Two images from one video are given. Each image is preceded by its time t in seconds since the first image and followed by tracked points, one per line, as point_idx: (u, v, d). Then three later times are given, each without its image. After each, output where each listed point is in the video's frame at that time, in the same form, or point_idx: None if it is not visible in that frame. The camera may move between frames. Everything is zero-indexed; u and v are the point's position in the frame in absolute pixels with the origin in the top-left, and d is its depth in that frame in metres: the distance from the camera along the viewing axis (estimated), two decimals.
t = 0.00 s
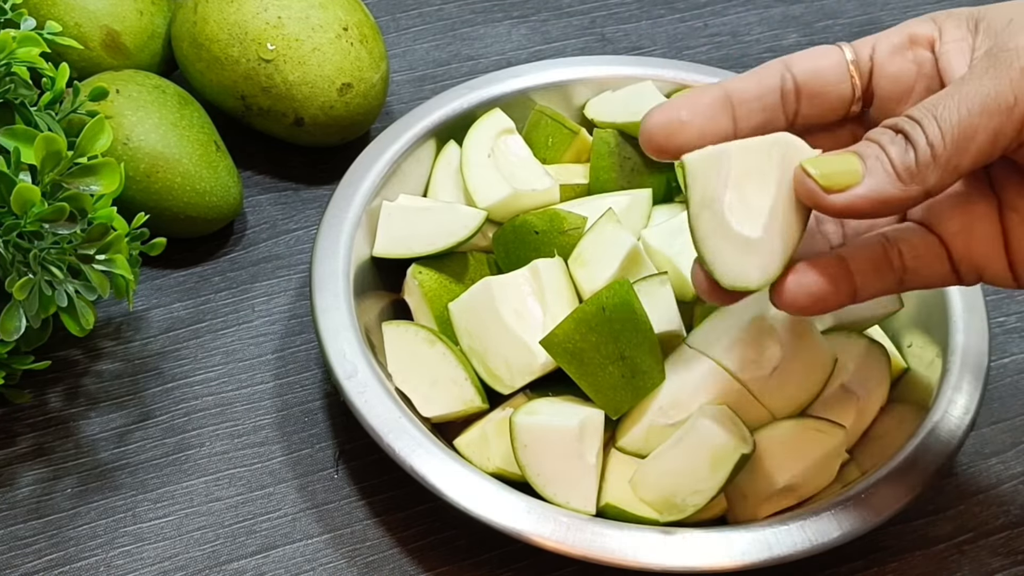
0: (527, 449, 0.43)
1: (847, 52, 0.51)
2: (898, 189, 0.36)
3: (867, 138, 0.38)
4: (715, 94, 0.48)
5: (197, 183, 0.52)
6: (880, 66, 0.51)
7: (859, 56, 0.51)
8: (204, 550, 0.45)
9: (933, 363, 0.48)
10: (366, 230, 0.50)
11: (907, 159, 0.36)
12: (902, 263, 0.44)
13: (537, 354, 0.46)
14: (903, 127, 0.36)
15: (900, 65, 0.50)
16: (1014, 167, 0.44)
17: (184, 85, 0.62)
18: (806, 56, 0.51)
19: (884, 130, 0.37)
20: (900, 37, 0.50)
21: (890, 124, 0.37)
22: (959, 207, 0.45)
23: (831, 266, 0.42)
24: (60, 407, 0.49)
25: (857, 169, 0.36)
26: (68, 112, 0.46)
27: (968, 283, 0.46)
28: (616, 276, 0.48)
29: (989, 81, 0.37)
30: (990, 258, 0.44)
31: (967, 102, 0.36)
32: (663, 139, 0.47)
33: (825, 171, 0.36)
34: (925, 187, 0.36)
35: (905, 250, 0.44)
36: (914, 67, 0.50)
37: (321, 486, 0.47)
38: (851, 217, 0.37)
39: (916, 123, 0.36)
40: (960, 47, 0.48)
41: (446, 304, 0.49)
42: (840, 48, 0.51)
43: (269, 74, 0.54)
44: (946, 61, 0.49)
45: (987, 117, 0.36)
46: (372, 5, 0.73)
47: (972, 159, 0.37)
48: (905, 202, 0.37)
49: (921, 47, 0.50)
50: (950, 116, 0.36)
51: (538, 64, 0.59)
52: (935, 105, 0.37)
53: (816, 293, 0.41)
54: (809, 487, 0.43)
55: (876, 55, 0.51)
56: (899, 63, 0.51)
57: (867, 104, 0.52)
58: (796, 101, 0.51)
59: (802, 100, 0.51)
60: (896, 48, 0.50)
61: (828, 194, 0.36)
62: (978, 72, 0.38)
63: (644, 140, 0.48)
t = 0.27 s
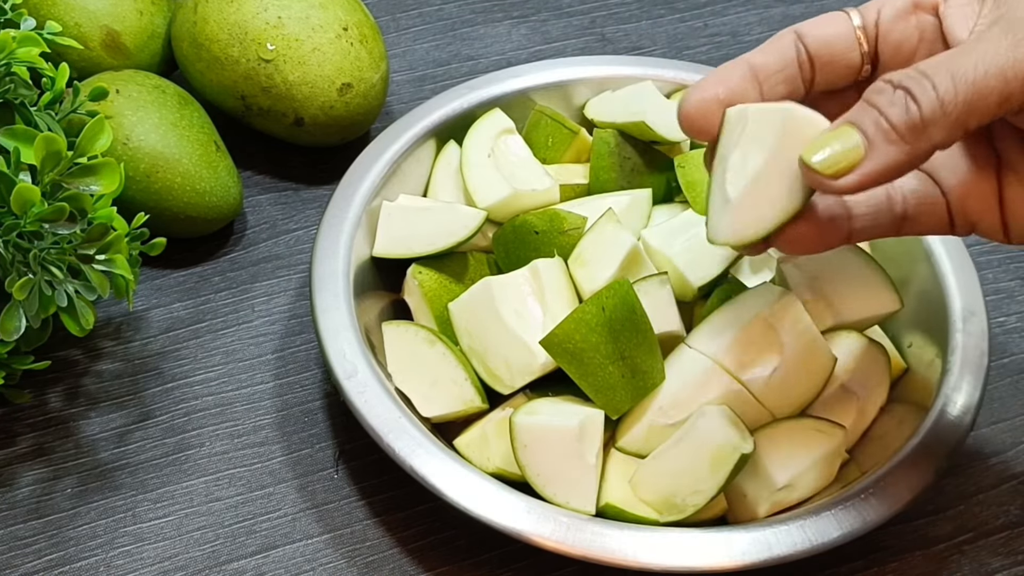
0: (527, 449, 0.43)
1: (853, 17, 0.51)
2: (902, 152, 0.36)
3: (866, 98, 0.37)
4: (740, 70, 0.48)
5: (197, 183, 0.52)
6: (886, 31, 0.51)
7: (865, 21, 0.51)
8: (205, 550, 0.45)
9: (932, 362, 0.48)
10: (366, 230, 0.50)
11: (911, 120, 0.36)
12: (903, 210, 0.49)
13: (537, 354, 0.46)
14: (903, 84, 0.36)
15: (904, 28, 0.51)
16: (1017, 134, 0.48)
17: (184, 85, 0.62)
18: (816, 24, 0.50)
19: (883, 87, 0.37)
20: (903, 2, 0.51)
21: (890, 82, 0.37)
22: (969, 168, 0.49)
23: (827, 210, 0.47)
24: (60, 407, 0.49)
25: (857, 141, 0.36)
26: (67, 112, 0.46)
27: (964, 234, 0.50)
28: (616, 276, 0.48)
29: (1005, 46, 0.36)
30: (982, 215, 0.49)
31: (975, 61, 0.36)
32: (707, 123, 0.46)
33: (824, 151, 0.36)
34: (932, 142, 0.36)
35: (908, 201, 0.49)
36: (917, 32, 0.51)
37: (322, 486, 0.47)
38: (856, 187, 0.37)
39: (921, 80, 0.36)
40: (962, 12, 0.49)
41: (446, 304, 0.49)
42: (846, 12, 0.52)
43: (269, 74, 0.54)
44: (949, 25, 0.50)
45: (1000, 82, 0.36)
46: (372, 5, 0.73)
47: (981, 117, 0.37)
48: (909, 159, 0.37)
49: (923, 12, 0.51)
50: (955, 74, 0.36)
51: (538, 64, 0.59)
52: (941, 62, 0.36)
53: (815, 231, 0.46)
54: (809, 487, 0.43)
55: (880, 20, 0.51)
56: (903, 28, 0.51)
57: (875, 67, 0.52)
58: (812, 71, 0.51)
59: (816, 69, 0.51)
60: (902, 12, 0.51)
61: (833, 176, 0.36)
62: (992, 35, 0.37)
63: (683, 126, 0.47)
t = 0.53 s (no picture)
0: (527, 449, 0.43)
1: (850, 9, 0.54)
2: (872, 72, 0.36)
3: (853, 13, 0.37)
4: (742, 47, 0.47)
5: (197, 183, 0.52)
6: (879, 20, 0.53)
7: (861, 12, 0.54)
8: (204, 550, 0.45)
9: (932, 363, 0.48)
10: (366, 230, 0.50)
11: (890, 41, 0.36)
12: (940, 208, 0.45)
13: (536, 354, 0.46)
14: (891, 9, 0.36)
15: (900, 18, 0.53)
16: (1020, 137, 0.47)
17: (184, 85, 0.62)
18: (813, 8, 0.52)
19: (870, 7, 0.36)
20: None
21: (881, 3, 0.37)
22: (977, 163, 0.47)
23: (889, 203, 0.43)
24: (60, 407, 0.49)
25: (834, 55, 0.36)
26: (67, 112, 0.46)
27: (975, 236, 0.48)
28: (616, 276, 0.48)
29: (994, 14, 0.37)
30: (997, 215, 0.47)
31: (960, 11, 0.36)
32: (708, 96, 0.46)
33: (800, 61, 0.35)
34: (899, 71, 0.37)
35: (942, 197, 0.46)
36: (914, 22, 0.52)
37: (321, 486, 0.47)
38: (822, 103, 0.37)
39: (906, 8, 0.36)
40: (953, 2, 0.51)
41: (446, 305, 0.49)
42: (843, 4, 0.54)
43: (269, 74, 0.54)
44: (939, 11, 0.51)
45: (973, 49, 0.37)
46: (372, 5, 0.73)
47: (948, 66, 0.38)
48: (877, 82, 0.37)
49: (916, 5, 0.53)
50: (937, 13, 0.36)
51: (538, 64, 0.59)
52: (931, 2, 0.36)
53: (889, 222, 0.42)
54: (810, 488, 0.43)
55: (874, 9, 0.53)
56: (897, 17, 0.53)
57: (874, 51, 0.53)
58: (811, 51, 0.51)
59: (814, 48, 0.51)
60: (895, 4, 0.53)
61: (806, 85, 0.36)
62: None
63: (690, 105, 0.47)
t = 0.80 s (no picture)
0: (528, 449, 0.43)
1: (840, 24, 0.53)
2: (843, 85, 0.37)
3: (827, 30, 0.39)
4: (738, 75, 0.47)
5: (197, 183, 0.52)
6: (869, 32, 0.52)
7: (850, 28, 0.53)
8: (205, 550, 0.45)
9: (932, 363, 0.48)
10: (366, 230, 0.50)
11: (857, 55, 0.37)
12: (942, 200, 0.47)
13: (536, 354, 0.46)
14: (862, 28, 0.38)
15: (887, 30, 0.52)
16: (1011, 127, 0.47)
17: (185, 85, 0.62)
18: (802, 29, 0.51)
19: (842, 25, 0.38)
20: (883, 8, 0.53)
21: (852, 23, 0.38)
22: (974, 153, 0.47)
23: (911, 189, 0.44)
24: (61, 407, 0.49)
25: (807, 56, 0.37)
26: (68, 112, 0.46)
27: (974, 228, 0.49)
28: (616, 276, 0.48)
29: (954, 21, 0.39)
30: (995, 207, 0.48)
31: (926, 28, 0.38)
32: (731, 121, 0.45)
33: (776, 49, 0.36)
34: (865, 86, 0.38)
35: (944, 189, 0.47)
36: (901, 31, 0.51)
37: (322, 486, 0.47)
38: (793, 106, 0.37)
39: (875, 27, 0.38)
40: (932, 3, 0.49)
41: (446, 305, 0.49)
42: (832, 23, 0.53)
43: (269, 74, 0.54)
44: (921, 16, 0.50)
45: (940, 52, 0.38)
46: (372, 5, 0.73)
47: (914, 82, 0.39)
48: (848, 97, 0.38)
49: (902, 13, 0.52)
50: (904, 31, 0.38)
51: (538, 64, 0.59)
52: (899, 20, 0.38)
53: (916, 209, 0.42)
54: (810, 488, 0.43)
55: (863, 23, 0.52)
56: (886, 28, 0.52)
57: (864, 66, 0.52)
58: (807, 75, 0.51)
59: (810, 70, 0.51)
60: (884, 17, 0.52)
61: (779, 75, 0.36)
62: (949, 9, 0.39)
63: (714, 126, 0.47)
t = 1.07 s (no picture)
0: (528, 449, 0.43)
1: (832, 33, 0.53)
2: (846, 136, 0.35)
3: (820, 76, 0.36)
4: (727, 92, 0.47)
5: (197, 183, 0.52)
6: (862, 40, 0.52)
7: (843, 36, 0.53)
8: (205, 550, 0.45)
9: (932, 363, 0.48)
10: (366, 230, 0.50)
11: (856, 103, 0.35)
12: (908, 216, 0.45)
13: (537, 354, 0.46)
14: (855, 70, 0.36)
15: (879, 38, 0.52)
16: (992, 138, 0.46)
17: (185, 85, 0.62)
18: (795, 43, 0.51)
19: (834, 72, 0.36)
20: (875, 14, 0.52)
21: (843, 67, 0.36)
22: (953, 166, 0.47)
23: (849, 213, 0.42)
24: (61, 407, 0.49)
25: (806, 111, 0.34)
26: (68, 112, 0.46)
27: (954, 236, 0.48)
28: (616, 276, 0.48)
29: (947, 47, 0.37)
30: (974, 215, 0.47)
31: (924, 61, 0.36)
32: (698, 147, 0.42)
33: (772, 108, 0.34)
34: (869, 132, 0.36)
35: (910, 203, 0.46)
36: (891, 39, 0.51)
37: (322, 486, 0.47)
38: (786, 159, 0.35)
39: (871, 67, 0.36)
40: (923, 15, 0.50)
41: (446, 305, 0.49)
42: (823, 31, 0.53)
43: (269, 74, 0.54)
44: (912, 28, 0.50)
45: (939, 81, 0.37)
46: (372, 5, 0.73)
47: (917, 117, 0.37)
48: (849, 145, 0.36)
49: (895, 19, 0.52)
50: (902, 68, 0.36)
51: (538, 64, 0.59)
52: (890, 56, 0.36)
53: (840, 242, 0.41)
54: (810, 487, 0.43)
55: (856, 31, 0.52)
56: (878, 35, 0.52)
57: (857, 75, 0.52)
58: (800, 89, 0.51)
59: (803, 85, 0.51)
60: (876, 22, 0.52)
61: (780, 136, 0.33)
62: (938, 34, 0.38)
63: (678, 155, 0.44)
